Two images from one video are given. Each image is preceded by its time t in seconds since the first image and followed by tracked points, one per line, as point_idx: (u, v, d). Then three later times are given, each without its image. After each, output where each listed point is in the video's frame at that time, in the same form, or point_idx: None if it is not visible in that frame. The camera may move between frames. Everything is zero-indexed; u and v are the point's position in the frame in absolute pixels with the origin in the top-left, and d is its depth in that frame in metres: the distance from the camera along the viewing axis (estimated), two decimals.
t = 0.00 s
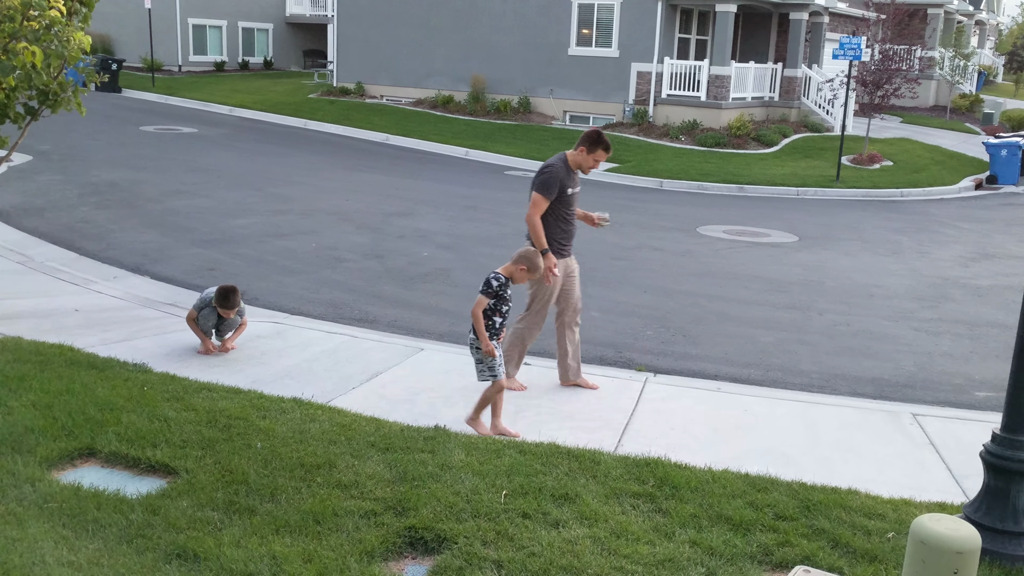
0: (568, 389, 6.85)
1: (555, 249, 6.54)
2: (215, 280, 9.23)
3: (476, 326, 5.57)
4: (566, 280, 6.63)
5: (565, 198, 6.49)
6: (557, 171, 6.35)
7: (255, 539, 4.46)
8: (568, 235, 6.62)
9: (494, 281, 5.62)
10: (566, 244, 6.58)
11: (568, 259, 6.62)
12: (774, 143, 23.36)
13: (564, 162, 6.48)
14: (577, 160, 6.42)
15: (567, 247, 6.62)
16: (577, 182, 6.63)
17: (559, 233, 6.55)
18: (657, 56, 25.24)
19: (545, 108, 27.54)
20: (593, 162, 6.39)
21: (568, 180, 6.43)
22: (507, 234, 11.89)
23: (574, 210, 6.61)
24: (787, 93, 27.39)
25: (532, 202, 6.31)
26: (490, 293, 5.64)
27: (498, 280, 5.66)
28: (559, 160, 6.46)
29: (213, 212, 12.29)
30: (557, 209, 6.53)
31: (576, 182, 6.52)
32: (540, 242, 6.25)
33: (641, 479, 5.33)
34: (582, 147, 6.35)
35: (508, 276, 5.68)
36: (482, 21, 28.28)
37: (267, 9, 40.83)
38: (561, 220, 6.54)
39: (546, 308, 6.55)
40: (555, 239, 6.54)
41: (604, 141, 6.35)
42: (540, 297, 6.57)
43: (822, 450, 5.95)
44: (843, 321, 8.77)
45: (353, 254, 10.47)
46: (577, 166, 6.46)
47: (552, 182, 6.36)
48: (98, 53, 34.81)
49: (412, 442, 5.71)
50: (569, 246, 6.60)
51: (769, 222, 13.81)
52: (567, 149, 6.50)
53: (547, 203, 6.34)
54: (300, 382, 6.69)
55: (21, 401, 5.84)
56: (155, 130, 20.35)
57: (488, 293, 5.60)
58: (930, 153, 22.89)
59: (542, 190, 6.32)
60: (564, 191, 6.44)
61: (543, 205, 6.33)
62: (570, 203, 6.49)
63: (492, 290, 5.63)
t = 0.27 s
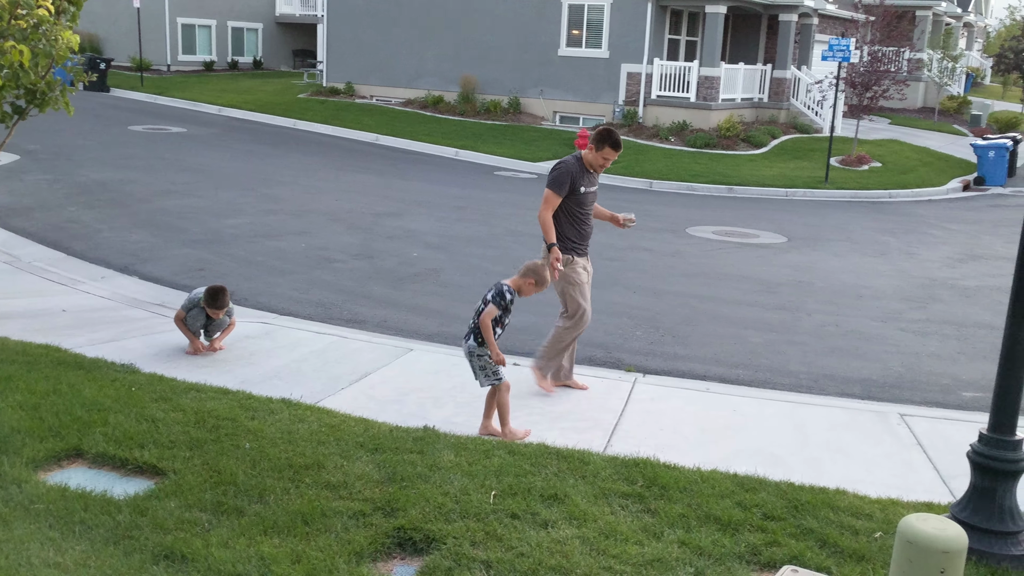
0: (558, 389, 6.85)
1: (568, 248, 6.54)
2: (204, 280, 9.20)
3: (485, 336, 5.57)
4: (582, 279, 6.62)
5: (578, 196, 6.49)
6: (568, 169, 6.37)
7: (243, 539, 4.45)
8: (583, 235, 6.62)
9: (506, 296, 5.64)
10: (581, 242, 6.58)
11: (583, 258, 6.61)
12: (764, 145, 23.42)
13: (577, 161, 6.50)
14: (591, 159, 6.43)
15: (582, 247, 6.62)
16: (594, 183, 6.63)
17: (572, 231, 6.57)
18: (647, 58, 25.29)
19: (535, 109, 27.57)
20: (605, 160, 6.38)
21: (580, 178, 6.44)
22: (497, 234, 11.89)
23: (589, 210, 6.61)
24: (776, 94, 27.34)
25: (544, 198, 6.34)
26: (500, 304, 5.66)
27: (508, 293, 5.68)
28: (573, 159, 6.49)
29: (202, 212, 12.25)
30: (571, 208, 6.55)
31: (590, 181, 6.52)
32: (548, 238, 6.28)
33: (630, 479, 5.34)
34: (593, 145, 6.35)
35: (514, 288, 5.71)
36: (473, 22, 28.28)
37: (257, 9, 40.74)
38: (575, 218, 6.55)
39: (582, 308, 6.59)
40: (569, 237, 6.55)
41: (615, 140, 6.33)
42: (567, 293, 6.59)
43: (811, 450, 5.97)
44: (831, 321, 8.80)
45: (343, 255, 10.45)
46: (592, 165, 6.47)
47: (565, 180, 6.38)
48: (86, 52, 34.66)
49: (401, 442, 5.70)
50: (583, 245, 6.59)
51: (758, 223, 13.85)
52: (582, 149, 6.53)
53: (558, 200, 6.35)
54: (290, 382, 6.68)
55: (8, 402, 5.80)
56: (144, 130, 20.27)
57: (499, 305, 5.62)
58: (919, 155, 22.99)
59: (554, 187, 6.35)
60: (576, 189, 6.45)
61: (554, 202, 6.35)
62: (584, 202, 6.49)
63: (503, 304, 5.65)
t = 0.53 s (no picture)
0: (541, 386, 6.86)
1: (573, 249, 6.44)
2: (186, 277, 9.14)
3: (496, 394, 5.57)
4: (588, 281, 6.49)
5: (580, 196, 6.39)
6: (567, 169, 6.31)
7: (226, 537, 4.43)
8: (589, 237, 6.50)
9: (510, 351, 5.65)
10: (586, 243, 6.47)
11: (589, 260, 6.48)
12: (746, 142, 23.52)
13: (580, 161, 6.43)
14: (592, 160, 6.34)
15: (588, 248, 6.49)
16: (599, 184, 6.53)
17: (577, 232, 6.46)
18: (630, 54, 25.33)
19: (517, 106, 27.59)
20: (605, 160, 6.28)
21: (581, 178, 6.36)
22: (480, 231, 11.87)
23: (594, 211, 6.49)
24: (758, 92, 27.43)
25: (543, 199, 6.29)
26: (501, 354, 5.63)
27: (509, 344, 5.65)
28: (575, 160, 6.42)
29: (183, 208, 12.17)
30: (575, 209, 6.46)
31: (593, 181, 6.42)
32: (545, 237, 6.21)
33: (614, 475, 5.35)
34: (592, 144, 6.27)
35: (511, 336, 5.67)
36: (456, 18, 28.22)
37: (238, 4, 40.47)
38: (578, 219, 6.46)
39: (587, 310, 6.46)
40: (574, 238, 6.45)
41: (613, 138, 6.23)
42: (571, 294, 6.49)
43: (793, 446, 6.00)
44: (813, 318, 8.85)
45: (326, 251, 10.41)
46: (594, 166, 6.38)
47: (563, 180, 6.32)
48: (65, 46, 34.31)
49: (385, 439, 5.69)
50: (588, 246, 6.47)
51: (741, 220, 13.90)
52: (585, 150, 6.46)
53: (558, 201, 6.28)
54: (273, 379, 6.65)
55: None
56: (124, 125, 20.10)
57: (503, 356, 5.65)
58: (899, 152, 23.15)
59: (553, 187, 6.29)
60: (576, 189, 6.37)
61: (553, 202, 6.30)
62: (586, 202, 6.39)
63: (503, 355, 5.63)
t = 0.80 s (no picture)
0: (537, 388, 6.87)
1: (588, 255, 6.38)
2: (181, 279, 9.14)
3: (502, 420, 5.65)
4: (603, 288, 6.45)
5: (593, 203, 6.30)
6: (578, 177, 6.22)
7: (221, 539, 4.42)
8: (604, 243, 6.43)
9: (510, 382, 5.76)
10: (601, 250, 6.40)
11: (604, 266, 6.42)
12: (741, 145, 23.57)
13: (592, 168, 6.32)
14: (604, 167, 6.24)
15: (604, 254, 6.43)
16: (613, 189, 6.42)
17: (592, 239, 6.40)
18: (625, 57, 25.37)
19: (512, 109, 27.63)
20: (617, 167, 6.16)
21: (593, 186, 6.26)
22: (475, 234, 11.88)
23: (609, 216, 6.40)
24: (753, 94, 27.49)
25: (555, 210, 6.22)
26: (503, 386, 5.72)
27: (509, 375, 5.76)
28: (587, 166, 6.32)
29: (178, 210, 12.16)
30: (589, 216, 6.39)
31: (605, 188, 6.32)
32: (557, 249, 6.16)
33: (609, 476, 5.36)
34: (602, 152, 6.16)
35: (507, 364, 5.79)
36: (451, 21, 28.23)
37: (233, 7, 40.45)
38: (592, 226, 6.38)
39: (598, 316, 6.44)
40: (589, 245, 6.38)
41: (624, 146, 6.10)
42: (585, 301, 6.45)
43: (787, 448, 6.01)
44: (808, 320, 8.87)
45: (321, 253, 10.41)
46: (605, 172, 6.27)
47: (575, 189, 6.23)
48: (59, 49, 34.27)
49: (380, 441, 5.69)
50: (603, 252, 6.40)
51: (736, 222, 13.93)
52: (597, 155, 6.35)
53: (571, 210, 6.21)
54: (267, 381, 6.65)
55: None
56: (118, 127, 20.08)
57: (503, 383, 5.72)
58: (893, 155, 23.23)
59: (565, 197, 6.21)
60: (589, 196, 6.28)
61: (565, 212, 6.22)
62: (600, 209, 6.30)
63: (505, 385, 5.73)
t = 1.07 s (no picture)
0: (534, 388, 6.87)
1: (596, 259, 6.35)
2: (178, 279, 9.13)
3: (501, 421, 5.64)
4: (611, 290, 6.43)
5: (602, 208, 6.25)
6: (589, 181, 6.17)
7: (218, 540, 4.42)
8: (615, 245, 6.39)
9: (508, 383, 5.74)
10: (610, 253, 6.37)
11: (613, 269, 6.39)
12: (738, 146, 23.58)
13: (604, 171, 6.25)
14: (615, 171, 6.17)
15: (613, 257, 6.39)
16: (626, 193, 6.35)
17: (602, 242, 6.36)
18: (623, 58, 25.38)
19: (509, 109, 27.61)
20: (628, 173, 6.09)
21: (603, 190, 6.20)
22: (473, 234, 11.88)
23: (619, 220, 6.34)
24: (750, 96, 27.51)
25: (565, 212, 6.20)
26: (500, 388, 5.70)
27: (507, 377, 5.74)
28: (599, 169, 6.25)
29: (175, 210, 12.15)
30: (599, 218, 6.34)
31: (616, 192, 6.25)
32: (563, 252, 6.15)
33: (605, 478, 5.36)
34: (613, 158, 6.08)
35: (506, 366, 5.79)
36: (449, 21, 28.23)
37: (231, 7, 40.44)
38: (602, 229, 6.34)
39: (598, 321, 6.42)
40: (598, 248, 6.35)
41: (635, 152, 6.01)
42: (591, 303, 6.43)
43: (784, 449, 6.02)
44: (804, 321, 8.89)
45: (318, 254, 10.41)
46: (616, 177, 6.20)
47: (585, 192, 6.18)
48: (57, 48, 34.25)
49: (376, 442, 5.69)
50: (611, 256, 6.36)
51: (733, 223, 13.94)
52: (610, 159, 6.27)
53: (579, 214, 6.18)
54: (264, 382, 6.65)
55: None
56: (116, 127, 20.06)
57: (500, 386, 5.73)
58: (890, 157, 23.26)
59: (574, 201, 6.17)
60: (599, 201, 6.22)
61: (575, 216, 6.18)
62: (609, 213, 6.25)
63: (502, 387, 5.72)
